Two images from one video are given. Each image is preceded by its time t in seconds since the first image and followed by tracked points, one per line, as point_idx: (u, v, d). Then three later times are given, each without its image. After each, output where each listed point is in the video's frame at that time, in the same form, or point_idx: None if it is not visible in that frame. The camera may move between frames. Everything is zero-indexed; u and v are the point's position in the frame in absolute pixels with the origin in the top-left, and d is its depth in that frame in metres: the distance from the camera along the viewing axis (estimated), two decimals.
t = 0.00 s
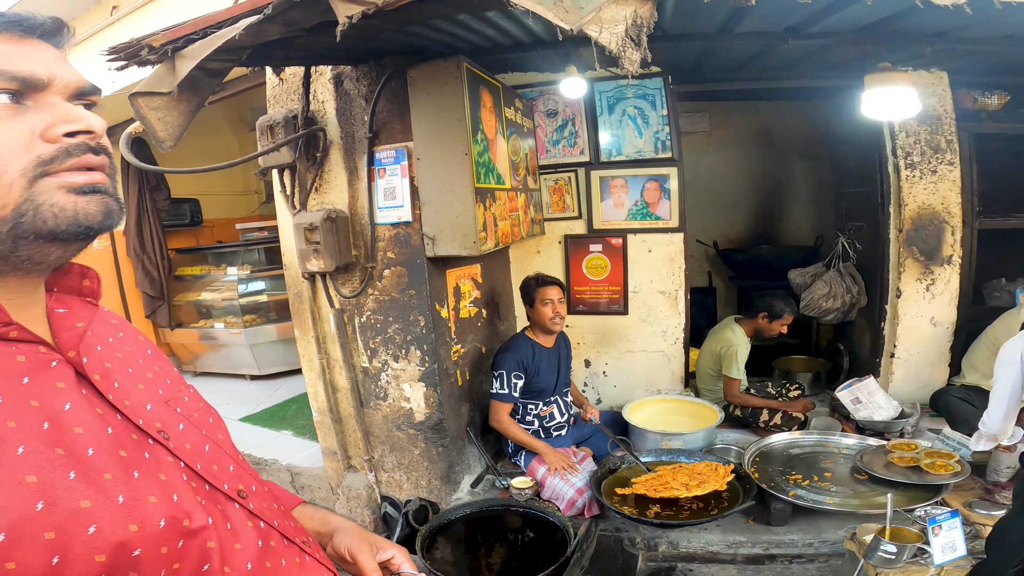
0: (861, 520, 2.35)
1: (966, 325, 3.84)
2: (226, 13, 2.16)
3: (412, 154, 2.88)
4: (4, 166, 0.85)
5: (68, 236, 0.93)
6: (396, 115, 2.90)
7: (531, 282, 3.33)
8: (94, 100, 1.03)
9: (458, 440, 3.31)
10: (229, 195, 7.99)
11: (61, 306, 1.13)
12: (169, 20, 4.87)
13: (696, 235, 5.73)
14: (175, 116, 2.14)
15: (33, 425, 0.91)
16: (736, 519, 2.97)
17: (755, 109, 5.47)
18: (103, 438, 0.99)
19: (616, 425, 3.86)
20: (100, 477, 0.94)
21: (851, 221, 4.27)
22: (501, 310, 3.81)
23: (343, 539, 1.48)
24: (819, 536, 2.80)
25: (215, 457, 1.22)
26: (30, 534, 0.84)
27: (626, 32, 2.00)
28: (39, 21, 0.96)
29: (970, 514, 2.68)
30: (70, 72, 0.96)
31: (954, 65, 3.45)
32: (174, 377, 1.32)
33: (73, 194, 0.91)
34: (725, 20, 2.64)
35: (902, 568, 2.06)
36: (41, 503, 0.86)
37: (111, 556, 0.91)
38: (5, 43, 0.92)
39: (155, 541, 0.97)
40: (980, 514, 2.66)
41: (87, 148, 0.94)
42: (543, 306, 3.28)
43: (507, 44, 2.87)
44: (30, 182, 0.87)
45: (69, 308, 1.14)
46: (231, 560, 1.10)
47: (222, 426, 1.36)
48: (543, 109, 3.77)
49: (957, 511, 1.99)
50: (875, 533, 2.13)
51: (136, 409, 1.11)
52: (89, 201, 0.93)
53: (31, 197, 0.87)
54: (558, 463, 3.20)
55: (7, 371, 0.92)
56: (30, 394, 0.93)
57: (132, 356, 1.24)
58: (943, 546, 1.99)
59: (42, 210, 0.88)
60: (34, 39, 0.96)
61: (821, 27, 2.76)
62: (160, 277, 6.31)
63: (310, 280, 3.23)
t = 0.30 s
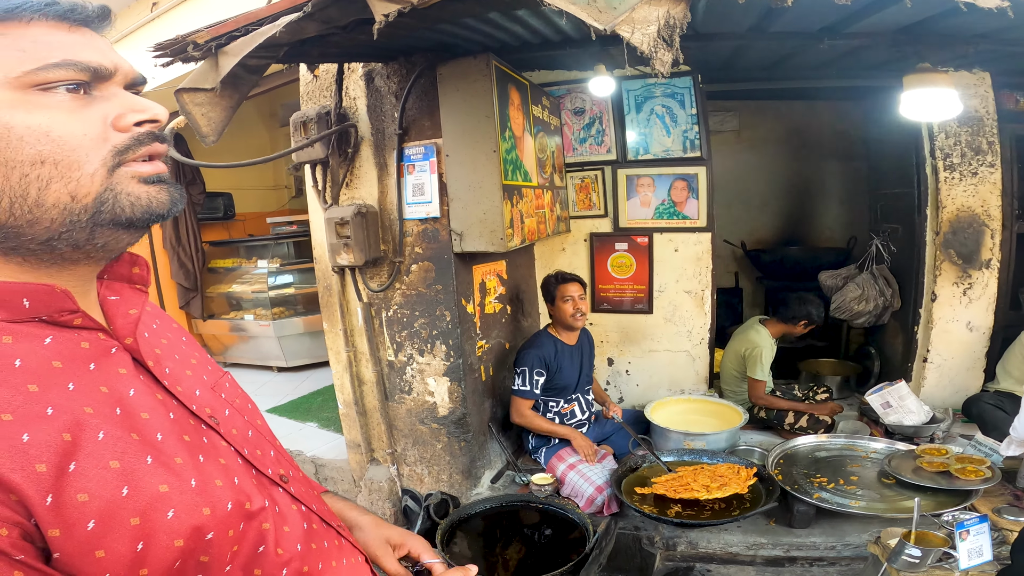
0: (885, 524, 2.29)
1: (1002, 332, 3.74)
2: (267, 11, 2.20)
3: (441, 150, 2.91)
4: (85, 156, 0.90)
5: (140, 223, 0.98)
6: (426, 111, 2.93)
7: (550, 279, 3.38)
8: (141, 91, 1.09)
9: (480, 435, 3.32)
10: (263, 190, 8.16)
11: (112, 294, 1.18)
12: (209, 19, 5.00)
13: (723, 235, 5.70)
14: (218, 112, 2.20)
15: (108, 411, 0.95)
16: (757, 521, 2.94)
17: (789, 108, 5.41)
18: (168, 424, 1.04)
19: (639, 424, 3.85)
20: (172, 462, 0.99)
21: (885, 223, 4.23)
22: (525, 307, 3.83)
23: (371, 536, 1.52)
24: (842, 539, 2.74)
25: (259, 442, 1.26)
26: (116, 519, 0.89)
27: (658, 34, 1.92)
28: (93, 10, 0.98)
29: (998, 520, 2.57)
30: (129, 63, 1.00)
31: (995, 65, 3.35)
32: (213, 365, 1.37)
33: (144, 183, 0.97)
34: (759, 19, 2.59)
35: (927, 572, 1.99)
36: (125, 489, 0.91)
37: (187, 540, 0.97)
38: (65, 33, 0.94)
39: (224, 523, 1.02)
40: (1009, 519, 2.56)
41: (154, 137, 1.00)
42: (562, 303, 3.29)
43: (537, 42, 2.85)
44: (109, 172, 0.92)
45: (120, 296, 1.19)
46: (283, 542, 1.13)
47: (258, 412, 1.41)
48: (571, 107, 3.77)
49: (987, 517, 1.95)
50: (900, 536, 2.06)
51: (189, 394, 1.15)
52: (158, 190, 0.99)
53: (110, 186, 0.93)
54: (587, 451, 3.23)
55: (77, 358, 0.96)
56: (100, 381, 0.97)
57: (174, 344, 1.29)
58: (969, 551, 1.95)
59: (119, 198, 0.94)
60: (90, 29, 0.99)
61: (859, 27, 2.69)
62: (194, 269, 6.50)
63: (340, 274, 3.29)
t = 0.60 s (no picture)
0: (885, 524, 2.30)
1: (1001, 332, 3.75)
2: (269, 14, 2.22)
3: (441, 153, 2.92)
4: (61, 166, 0.87)
5: (125, 244, 0.95)
6: (426, 114, 2.94)
7: (548, 281, 3.38)
8: (142, 91, 1.10)
9: (481, 436, 3.33)
10: (263, 193, 8.18)
11: (119, 295, 1.18)
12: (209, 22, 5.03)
13: (722, 237, 5.72)
14: (220, 115, 2.23)
15: (116, 414, 0.96)
16: (757, 521, 2.95)
17: (788, 109, 5.42)
18: (175, 425, 1.05)
19: (639, 425, 3.87)
20: (180, 464, 1.00)
21: (884, 224, 4.25)
22: (524, 308, 3.85)
23: (403, 573, 1.56)
24: (842, 539, 2.75)
25: (264, 442, 1.27)
26: (128, 521, 0.91)
27: (658, 36, 1.93)
28: (85, 9, 0.98)
29: (997, 519, 2.59)
30: (120, 65, 0.99)
31: (992, 66, 3.37)
32: (219, 364, 1.38)
33: (131, 204, 0.94)
34: (756, 22, 2.61)
35: (926, 571, 2.00)
36: (135, 491, 0.92)
37: (197, 540, 0.98)
38: (51, 33, 0.93)
39: (232, 524, 1.03)
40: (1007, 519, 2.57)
41: (140, 142, 0.97)
42: (562, 304, 3.31)
43: (536, 45, 2.87)
44: (88, 185, 0.89)
45: (126, 297, 1.20)
46: (288, 542, 1.14)
47: (263, 411, 1.42)
48: (570, 110, 3.78)
49: (985, 516, 1.96)
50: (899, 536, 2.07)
51: (195, 395, 1.16)
52: (147, 210, 0.96)
53: (88, 202, 0.89)
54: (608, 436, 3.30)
55: (84, 360, 0.98)
56: (107, 383, 0.98)
57: (181, 344, 1.30)
58: (968, 550, 1.96)
59: (99, 215, 0.90)
60: (82, 27, 0.98)
61: (856, 29, 2.71)
62: (194, 272, 6.48)
63: (341, 276, 3.31)
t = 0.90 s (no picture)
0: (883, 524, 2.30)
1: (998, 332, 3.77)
2: (269, 15, 2.22)
3: (441, 153, 2.92)
4: (47, 161, 0.87)
5: (115, 237, 0.94)
6: (425, 115, 2.94)
7: (544, 282, 3.40)
8: (143, 90, 1.11)
9: (479, 436, 3.33)
10: (262, 193, 8.18)
11: (125, 294, 1.20)
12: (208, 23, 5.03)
13: (720, 237, 5.73)
14: (219, 115, 2.23)
15: (110, 411, 0.96)
16: (756, 521, 2.95)
17: (786, 110, 5.43)
18: (172, 424, 1.05)
19: (637, 426, 3.86)
20: (173, 462, 1.00)
21: (882, 225, 4.26)
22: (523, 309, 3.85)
23: None
24: (840, 538, 2.76)
25: (268, 442, 1.28)
26: (115, 519, 0.90)
27: (656, 38, 1.94)
28: (82, 9, 0.99)
29: (994, 519, 2.59)
30: (115, 65, 1.00)
31: (989, 66, 3.38)
32: (228, 363, 1.39)
33: (117, 192, 0.93)
34: (755, 23, 2.62)
35: (924, 571, 2.00)
36: (124, 488, 0.92)
37: (185, 540, 0.97)
38: (47, 33, 0.95)
39: (225, 524, 1.02)
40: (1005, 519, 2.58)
41: (132, 142, 0.96)
42: (559, 304, 3.31)
43: (534, 45, 2.87)
44: (73, 181, 0.89)
45: (133, 295, 1.21)
46: (291, 543, 1.15)
47: (271, 410, 1.44)
48: (569, 110, 3.79)
49: (983, 516, 1.97)
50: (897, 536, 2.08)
51: (198, 394, 1.17)
52: (133, 199, 0.95)
53: (74, 195, 0.89)
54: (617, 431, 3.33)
55: (83, 358, 0.98)
56: (104, 381, 0.99)
57: (189, 342, 1.32)
58: (967, 550, 1.96)
59: (85, 207, 0.90)
60: (78, 26, 0.99)
61: (854, 30, 2.71)
62: (193, 272, 6.40)
63: (340, 276, 3.31)
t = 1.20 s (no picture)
0: (881, 525, 2.31)
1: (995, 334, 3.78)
2: (270, 16, 2.23)
3: (441, 155, 2.93)
4: (72, 162, 0.88)
5: (133, 236, 0.95)
6: (425, 116, 2.95)
7: (544, 284, 3.40)
8: (161, 99, 1.11)
9: (479, 437, 3.33)
10: (260, 194, 8.19)
11: (136, 293, 1.21)
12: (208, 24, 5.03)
13: (718, 238, 5.75)
14: (221, 116, 2.23)
15: (122, 408, 0.97)
16: (755, 521, 2.95)
17: (785, 111, 5.45)
18: (182, 421, 1.06)
19: (637, 426, 3.87)
20: (182, 459, 1.00)
21: (879, 226, 4.28)
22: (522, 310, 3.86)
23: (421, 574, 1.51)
24: (839, 539, 2.77)
25: (274, 442, 1.29)
26: (125, 515, 0.90)
27: (657, 41, 1.94)
28: (108, 17, 1.00)
29: (993, 519, 2.60)
30: (138, 72, 1.01)
31: (986, 69, 3.40)
32: (235, 364, 1.40)
33: (139, 193, 0.94)
34: (753, 25, 2.63)
35: (923, 572, 2.01)
36: (134, 485, 0.92)
37: (194, 536, 0.97)
38: (73, 40, 0.94)
39: (232, 521, 1.03)
40: (1003, 519, 2.59)
41: (151, 146, 0.97)
42: (558, 306, 3.32)
43: (534, 47, 2.87)
44: (99, 180, 0.90)
45: (143, 296, 1.22)
46: (295, 542, 1.15)
47: (277, 410, 1.44)
48: (568, 112, 3.80)
49: (981, 516, 1.98)
50: (895, 536, 2.09)
51: (206, 393, 1.18)
52: (155, 200, 0.96)
53: (98, 194, 0.90)
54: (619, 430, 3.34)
55: (96, 357, 0.99)
56: (116, 378, 0.99)
57: (197, 343, 1.33)
58: (965, 551, 1.97)
59: (107, 207, 0.91)
60: (104, 34, 1.00)
61: (853, 32, 2.72)
62: (191, 273, 6.39)
63: (339, 277, 3.32)
